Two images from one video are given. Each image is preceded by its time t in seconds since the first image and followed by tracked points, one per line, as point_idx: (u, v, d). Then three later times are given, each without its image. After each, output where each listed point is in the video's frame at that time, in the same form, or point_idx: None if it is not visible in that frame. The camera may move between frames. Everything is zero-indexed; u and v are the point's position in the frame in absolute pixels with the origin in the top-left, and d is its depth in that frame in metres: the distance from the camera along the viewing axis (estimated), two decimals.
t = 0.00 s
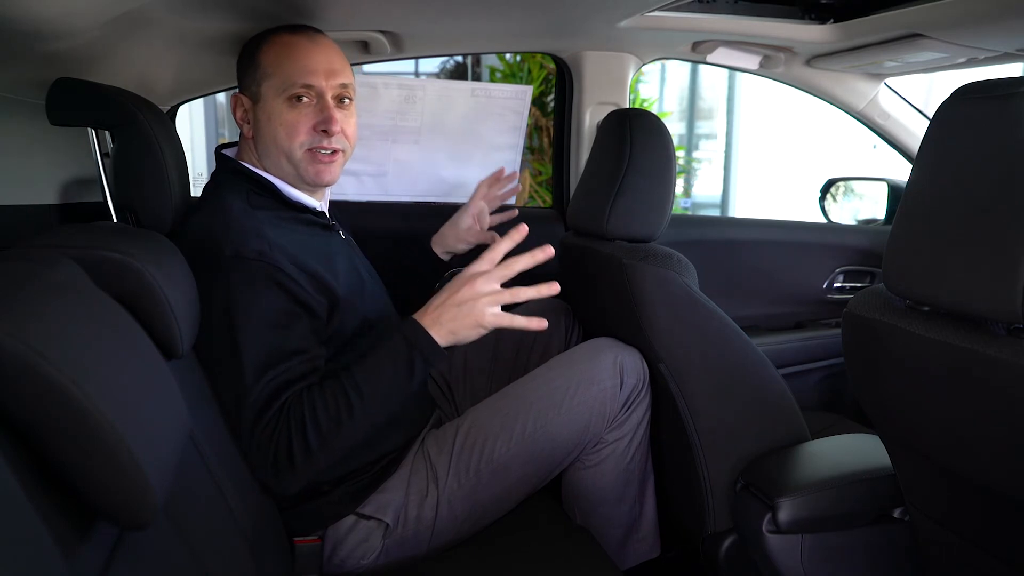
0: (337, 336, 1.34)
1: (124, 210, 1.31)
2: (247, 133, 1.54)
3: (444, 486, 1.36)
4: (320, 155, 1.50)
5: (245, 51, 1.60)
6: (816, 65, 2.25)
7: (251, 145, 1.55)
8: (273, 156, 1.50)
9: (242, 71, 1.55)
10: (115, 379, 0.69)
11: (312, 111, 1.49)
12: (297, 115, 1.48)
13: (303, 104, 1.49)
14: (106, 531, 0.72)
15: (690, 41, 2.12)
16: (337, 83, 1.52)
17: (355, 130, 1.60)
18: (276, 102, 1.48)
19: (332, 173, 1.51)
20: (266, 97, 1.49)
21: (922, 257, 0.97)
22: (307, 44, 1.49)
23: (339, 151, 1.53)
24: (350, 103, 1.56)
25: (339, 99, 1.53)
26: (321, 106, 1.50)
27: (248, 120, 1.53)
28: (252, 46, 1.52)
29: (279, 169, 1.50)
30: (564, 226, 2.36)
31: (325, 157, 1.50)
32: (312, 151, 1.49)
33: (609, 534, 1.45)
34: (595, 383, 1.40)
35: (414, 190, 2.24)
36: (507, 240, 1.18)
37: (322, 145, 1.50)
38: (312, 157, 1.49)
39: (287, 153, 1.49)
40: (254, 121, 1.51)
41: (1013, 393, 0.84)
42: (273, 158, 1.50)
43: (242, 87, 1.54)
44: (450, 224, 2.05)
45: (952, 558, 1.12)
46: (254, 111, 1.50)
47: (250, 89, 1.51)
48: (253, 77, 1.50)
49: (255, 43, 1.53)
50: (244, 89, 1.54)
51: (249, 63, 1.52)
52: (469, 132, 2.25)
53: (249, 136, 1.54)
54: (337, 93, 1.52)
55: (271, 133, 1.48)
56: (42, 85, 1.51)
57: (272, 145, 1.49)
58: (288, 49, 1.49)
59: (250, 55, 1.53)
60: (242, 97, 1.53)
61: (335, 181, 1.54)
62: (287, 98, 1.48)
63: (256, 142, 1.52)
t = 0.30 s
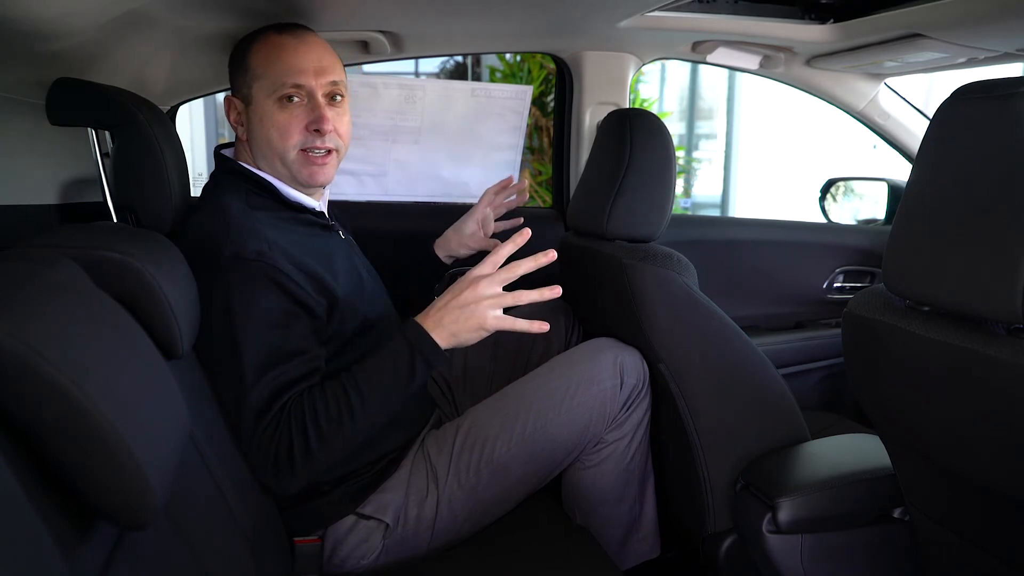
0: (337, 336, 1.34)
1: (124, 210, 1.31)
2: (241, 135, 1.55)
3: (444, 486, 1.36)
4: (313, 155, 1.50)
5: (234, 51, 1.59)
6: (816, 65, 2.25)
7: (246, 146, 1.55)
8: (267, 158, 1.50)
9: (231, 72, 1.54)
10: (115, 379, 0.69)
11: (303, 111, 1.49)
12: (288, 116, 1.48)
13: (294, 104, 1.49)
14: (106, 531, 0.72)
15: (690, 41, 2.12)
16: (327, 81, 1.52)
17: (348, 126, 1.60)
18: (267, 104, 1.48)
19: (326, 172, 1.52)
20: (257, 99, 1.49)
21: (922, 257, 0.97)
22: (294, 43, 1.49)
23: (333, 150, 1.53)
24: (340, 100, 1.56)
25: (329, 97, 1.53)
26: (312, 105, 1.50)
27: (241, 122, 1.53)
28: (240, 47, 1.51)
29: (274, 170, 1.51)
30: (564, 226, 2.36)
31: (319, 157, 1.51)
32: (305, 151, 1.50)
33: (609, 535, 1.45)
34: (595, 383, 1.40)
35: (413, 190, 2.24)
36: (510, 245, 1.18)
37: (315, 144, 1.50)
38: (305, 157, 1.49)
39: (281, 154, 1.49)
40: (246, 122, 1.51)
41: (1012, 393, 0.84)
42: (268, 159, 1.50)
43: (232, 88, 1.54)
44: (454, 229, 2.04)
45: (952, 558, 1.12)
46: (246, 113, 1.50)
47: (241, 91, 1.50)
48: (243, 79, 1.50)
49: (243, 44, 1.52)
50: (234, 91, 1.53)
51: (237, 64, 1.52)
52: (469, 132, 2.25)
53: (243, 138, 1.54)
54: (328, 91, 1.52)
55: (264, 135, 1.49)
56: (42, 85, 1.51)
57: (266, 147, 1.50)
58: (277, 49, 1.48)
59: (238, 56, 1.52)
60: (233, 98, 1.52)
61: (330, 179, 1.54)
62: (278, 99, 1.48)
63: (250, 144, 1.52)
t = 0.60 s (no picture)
0: (337, 335, 1.34)
1: (123, 210, 1.31)
2: (235, 137, 1.55)
3: (444, 487, 1.36)
4: (307, 153, 1.50)
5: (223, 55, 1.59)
6: (816, 65, 2.25)
7: (239, 149, 1.55)
8: (262, 160, 1.50)
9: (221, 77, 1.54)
10: (115, 378, 0.69)
11: (294, 111, 1.49)
12: (279, 116, 1.48)
13: (284, 104, 1.49)
14: (106, 531, 0.72)
15: (690, 41, 2.12)
16: (316, 79, 1.52)
17: (341, 123, 1.60)
18: (257, 105, 1.48)
19: (322, 170, 1.52)
20: (247, 101, 1.49)
21: (922, 257, 0.97)
22: (280, 43, 1.49)
23: (326, 147, 1.53)
24: (331, 97, 1.55)
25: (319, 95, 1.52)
26: (303, 104, 1.50)
27: (233, 125, 1.53)
28: (227, 51, 1.52)
29: (269, 172, 1.51)
30: (564, 226, 2.36)
31: (313, 155, 1.50)
32: (298, 150, 1.49)
33: (609, 535, 1.45)
34: (595, 384, 1.40)
35: (413, 190, 2.24)
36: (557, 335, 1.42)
37: (308, 143, 1.50)
38: (299, 156, 1.49)
39: (275, 155, 1.49)
40: (238, 125, 1.52)
41: (1012, 392, 0.84)
42: (262, 161, 1.50)
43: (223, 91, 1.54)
44: (490, 278, 2.07)
45: (952, 558, 1.12)
46: (237, 115, 1.50)
47: (230, 95, 1.51)
48: (232, 82, 1.50)
49: (230, 46, 1.52)
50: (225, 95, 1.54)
51: (225, 67, 1.52)
52: (469, 132, 2.25)
53: (237, 141, 1.54)
54: (317, 89, 1.52)
55: (256, 137, 1.49)
56: (41, 84, 1.51)
57: (259, 148, 1.50)
58: (265, 50, 1.48)
59: (226, 59, 1.52)
60: (223, 101, 1.52)
61: (326, 177, 1.54)
62: (268, 100, 1.48)
63: (245, 147, 1.53)
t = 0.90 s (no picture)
0: (337, 335, 1.34)
1: (123, 210, 1.31)
2: (234, 137, 1.55)
3: (444, 486, 1.36)
4: (308, 153, 1.50)
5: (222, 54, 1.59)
6: (816, 65, 2.25)
7: (239, 149, 1.55)
8: (262, 159, 1.50)
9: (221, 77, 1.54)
10: (115, 378, 0.69)
11: (295, 111, 1.49)
12: (280, 116, 1.48)
13: (285, 104, 1.49)
14: (106, 531, 0.72)
15: (690, 41, 2.12)
16: (317, 79, 1.52)
17: (342, 123, 1.60)
18: (258, 105, 1.48)
19: (322, 170, 1.51)
20: (248, 101, 1.49)
21: (921, 257, 0.97)
22: (281, 43, 1.49)
23: (327, 147, 1.53)
24: (331, 97, 1.56)
25: (320, 95, 1.53)
26: (304, 105, 1.50)
27: (233, 124, 1.53)
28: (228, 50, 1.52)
29: (270, 171, 1.51)
30: (564, 226, 2.36)
31: (313, 155, 1.50)
32: (299, 150, 1.49)
33: (609, 535, 1.45)
34: (595, 383, 1.40)
35: (413, 190, 2.23)
36: (555, 351, 1.47)
37: (309, 143, 1.50)
38: (300, 156, 1.49)
39: (275, 155, 1.49)
40: (238, 124, 1.51)
41: (1012, 392, 0.84)
42: (263, 160, 1.50)
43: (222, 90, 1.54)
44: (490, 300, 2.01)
45: (952, 558, 1.12)
46: (237, 115, 1.50)
47: (230, 94, 1.50)
48: (233, 81, 1.50)
49: (230, 45, 1.52)
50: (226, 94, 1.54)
51: (225, 66, 1.52)
52: (469, 132, 2.25)
53: (236, 140, 1.54)
54: (318, 89, 1.52)
55: (257, 137, 1.49)
56: (41, 84, 1.51)
57: (259, 148, 1.50)
58: (266, 50, 1.48)
59: (226, 58, 1.52)
60: (223, 101, 1.52)
61: (326, 177, 1.54)
62: (269, 100, 1.48)
63: (245, 146, 1.53)
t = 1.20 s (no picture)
0: (338, 335, 1.35)
1: (123, 210, 1.31)
2: (245, 137, 1.50)
3: (444, 487, 1.36)
4: (331, 158, 1.51)
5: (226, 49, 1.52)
6: (816, 65, 2.25)
7: (250, 149, 1.51)
8: (281, 162, 1.48)
9: (232, 72, 1.48)
10: (114, 378, 0.69)
11: (322, 116, 1.49)
12: (307, 121, 1.47)
13: (313, 109, 1.48)
14: (106, 532, 0.72)
15: (690, 41, 2.12)
16: (341, 85, 1.52)
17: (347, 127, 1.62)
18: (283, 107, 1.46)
19: (342, 174, 1.53)
20: (271, 103, 1.46)
21: (921, 257, 0.97)
22: (311, 47, 1.47)
23: (345, 153, 1.54)
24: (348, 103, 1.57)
25: (342, 101, 1.53)
26: (330, 110, 1.50)
27: (247, 125, 1.48)
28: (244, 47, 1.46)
29: (287, 173, 1.49)
30: (564, 226, 2.37)
31: (336, 160, 1.51)
32: (322, 155, 1.49)
33: (608, 535, 1.45)
34: (595, 384, 1.40)
35: (413, 190, 2.23)
36: (554, 351, 1.47)
37: (334, 149, 1.51)
38: (323, 161, 1.50)
39: (297, 158, 1.48)
40: (255, 126, 1.47)
41: (1012, 393, 0.84)
42: (283, 164, 1.48)
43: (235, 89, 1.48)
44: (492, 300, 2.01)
45: (952, 558, 1.12)
46: (257, 116, 1.46)
47: (249, 94, 1.46)
48: (253, 81, 1.46)
49: (246, 43, 1.47)
50: (237, 92, 1.48)
51: (241, 64, 1.47)
52: (469, 132, 2.25)
53: (248, 141, 1.49)
54: (342, 96, 1.53)
55: (281, 140, 1.46)
56: (41, 84, 1.51)
57: (280, 151, 1.47)
58: (293, 53, 1.46)
59: (241, 56, 1.46)
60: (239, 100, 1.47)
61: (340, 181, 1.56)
62: (297, 103, 1.46)
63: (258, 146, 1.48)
